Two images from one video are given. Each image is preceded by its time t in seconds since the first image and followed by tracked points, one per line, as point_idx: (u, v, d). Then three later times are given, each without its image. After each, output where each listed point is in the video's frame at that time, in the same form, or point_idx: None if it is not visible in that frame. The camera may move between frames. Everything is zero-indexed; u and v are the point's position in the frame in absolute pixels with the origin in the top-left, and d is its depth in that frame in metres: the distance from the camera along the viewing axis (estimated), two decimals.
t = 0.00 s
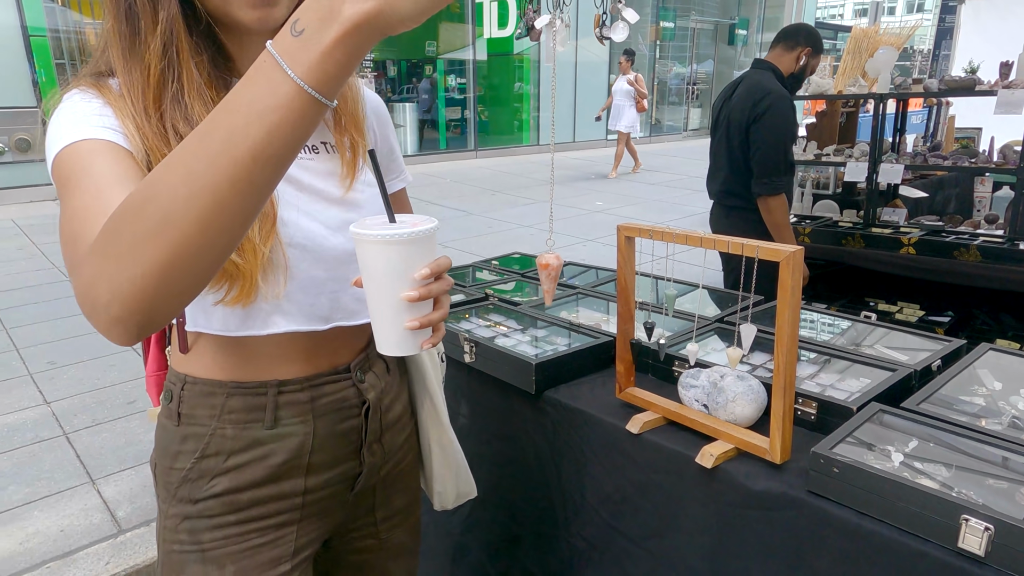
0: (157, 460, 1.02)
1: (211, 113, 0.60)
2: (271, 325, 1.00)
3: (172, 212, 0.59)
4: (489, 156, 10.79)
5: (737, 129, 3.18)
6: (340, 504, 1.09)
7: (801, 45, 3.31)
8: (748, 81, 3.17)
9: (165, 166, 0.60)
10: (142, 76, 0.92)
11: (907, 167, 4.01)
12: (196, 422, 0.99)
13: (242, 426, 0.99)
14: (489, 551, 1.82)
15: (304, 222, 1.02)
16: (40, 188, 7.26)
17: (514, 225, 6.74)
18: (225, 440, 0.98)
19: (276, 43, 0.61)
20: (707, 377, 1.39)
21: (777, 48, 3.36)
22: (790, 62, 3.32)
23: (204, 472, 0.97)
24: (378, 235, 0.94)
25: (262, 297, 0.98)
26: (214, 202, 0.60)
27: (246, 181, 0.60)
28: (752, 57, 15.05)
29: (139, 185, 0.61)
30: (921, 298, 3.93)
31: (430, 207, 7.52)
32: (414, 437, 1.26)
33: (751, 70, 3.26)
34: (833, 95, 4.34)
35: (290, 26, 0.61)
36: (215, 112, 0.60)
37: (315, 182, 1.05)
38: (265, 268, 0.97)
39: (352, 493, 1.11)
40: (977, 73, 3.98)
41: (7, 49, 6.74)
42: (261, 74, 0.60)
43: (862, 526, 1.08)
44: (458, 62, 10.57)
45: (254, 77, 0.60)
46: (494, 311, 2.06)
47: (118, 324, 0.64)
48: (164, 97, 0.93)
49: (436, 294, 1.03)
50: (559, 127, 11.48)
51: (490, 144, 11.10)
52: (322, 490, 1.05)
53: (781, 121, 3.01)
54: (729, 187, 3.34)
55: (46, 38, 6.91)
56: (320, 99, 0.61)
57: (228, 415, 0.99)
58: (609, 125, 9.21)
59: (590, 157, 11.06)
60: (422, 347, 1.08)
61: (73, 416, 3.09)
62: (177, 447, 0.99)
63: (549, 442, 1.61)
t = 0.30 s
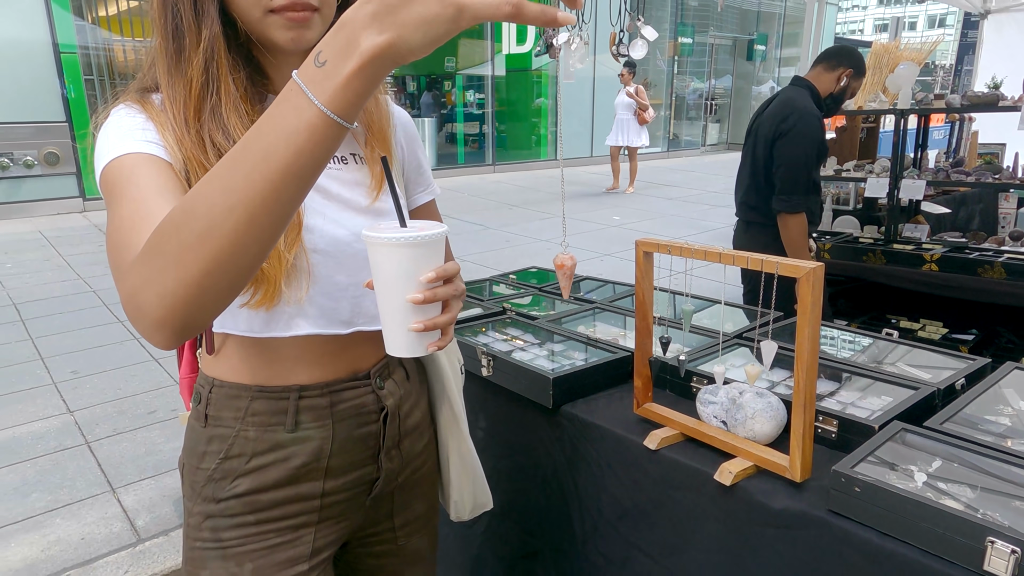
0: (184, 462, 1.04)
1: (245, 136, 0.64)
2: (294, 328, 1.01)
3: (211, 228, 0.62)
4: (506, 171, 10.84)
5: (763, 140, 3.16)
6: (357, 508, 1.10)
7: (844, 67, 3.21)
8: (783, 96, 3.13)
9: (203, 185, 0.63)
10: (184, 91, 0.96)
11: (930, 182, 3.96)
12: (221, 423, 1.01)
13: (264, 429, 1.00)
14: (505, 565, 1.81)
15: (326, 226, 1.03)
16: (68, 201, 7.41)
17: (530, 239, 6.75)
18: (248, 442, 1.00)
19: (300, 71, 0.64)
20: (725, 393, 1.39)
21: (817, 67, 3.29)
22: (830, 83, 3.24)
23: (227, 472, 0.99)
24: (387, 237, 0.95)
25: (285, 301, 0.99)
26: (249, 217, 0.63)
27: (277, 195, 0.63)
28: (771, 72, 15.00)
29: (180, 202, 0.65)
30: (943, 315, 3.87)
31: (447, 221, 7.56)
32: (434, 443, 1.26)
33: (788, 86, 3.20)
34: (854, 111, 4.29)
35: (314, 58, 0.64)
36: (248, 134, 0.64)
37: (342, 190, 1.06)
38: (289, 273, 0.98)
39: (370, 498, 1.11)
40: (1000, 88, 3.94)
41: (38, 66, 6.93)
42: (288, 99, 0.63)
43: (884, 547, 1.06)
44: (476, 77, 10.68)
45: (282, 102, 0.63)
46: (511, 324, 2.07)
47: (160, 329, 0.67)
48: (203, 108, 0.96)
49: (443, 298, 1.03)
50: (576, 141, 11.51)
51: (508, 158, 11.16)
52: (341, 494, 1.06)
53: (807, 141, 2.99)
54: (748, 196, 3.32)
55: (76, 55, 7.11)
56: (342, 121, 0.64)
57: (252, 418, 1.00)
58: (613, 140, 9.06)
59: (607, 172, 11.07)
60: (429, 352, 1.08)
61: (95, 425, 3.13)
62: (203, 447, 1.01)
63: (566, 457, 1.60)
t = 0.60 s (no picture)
0: (177, 479, 1.05)
1: (252, 163, 0.66)
2: (294, 343, 1.02)
3: (215, 254, 0.64)
4: (523, 189, 10.90)
5: (812, 156, 2.99)
6: (353, 534, 1.10)
7: (898, 92, 3.18)
8: (836, 113, 2.97)
9: (209, 211, 0.65)
10: (191, 105, 0.98)
11: (951, 203, 3.93)
12: (217, 440, 1.02)
13: (259, 448, 1.01)
14: None
15: (329, 243, 1.03)
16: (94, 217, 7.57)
17: (547, 257, 6.76)
18: (241, 461, 1.01)
19: (311, 100, 0.67)
20: (744, 415, 1.38)
21: (874, 91, 3.24)
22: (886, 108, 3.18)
23: (219, 492, 1.00)
24: (400, 247, 0.97)
25: (286, 316, 1.00)
26: (253, 243, 0.65)
27: (281, 223, 0.65)
28: (788, 90, 14.97)
29: (187, 227, 0.66)
30: (967, 338, 3.81)
31: (464, 238, 7.60)
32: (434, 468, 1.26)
33: (842, 105, 3.07)
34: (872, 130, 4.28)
35: (324, 87, 0.66)
36: (257, 160, 0.66)
37: (349, 205, 1.08)
38: (291, 288, 0.99)
39: (366, 523, 1.11)
40: (1023, 107, 3.91)
41: (68, 86, 7.12)
42: (297, 128, 0.66)
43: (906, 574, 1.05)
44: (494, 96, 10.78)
45: (291, 129, 0.66)
46: (529, 343, 2.08)
47: (163, 350, 0.68)
48: (209, 122, 0.97)
49: (452, 311, 1.04)
50: (593, 160, 11.55)
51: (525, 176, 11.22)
52: (334, 519, 1.06)
53: (857, 156, 2.81)
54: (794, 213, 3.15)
55: (105, 75, 7.29)
56: (350, 149, 0.66)
57: (248, 436, 1.01)
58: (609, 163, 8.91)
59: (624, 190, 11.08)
60: (434, 365, 1.08)
61: (117, 439, 3.17)
62: (196, 464, 1.02)
63: (584, 477, 1.60)
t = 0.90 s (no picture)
0: (181, 508, 1.08)
1: (262, 198, 0.67)
2: (300, 372, 1.04)
3: (223, 287, 0.65)
4: (538, 207, 10.96)
5: (864, 173, 2.75)
6: (355, 567, 1.10)
7: (950, 115, 3.19)
8: (887, 127, 2.76)
9: (218, 245, 0.66)
10: (205, 132, 1.01)
11: (970, 224, 3.91)
12: (221, 472, 1.04)
13: (264, 480, 1.04)
14: None
15: (335, 272, 1.06)
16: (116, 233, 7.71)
17: (562, 275, 6.78)
18: (245, 493, 1.03)
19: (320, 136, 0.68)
20: (761, 441, 1.39)
21: (925, 112, 3.23)
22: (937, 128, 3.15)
23: (222, 524, 1.02)
24: (414, 278, 1.00)
25: (292, 345, 1.02)
26: (261, 278, 0.66)
27: (289, 258, 0.66)
28: (804, 109, 14.96)
29: (196, 260, 0.67)
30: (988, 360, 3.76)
31: (480, 256, 7.64)
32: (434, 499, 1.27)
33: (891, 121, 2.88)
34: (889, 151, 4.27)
35: (333, 124, 0.68)
36: (265, 196, 0.67)
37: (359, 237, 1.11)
38: (299, 317, 1.01)
39: (369, 556, 1.12)
40: None
41: (95, 105, 7.29)
42: (306, 164, 0.67)
43: None
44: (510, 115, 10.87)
45: (300, 166, 0.67)
46: (545, 365, 2.10)
47: (169, 383, 0.69)
48: (223, 149, 1.00)
49: (461, 340, 1.07)
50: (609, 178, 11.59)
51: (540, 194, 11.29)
52: (337, 551, 1.08)
53: (919, 170, 2.58)
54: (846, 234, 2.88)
55: (130, 95, 7.45)
56: (358, 186, 0.68)
57: (252, 467, 1.04)
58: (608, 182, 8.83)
59: (639, 208, 11.10)
60: (441, 393, 1.10)
61: (137, 454, 3.22)
62: (200, 495, 1.05)
63: (601, 499, 1.61)
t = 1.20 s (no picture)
0: (192, 533, 1.09)
1: (286, 231, 0.69)
2: (316, 395, 1.05)
3: (247, 319, 0.67)
4: (551, 222, 10.99)
5: (919, 194, 2.69)
6: None
7: (991, 139, 3.21)
8: (939, 149, 2.71)
9: (242, 277, 0.68)
10: (222, 158, 1.03)
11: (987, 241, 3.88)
12: (233, 496, 1.06)
13: (277, 504, 1.05)
14: None
15: (351, 294, 1.08)
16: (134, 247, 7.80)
17: (575, 291, 6.78)
18: (258, 517, 1.04)
19: (344, 171, 0.70)
20: (774, 460, 1.38)
21: (968, 133, 3.23)
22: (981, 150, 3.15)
23: (235, 549, 1.04)
24: (427, 301, 1.02)
25: (309, 368, 1.04)
26: (284, 310, 0.68)
27: (313, 289, 0.68)
28: (819, 124, 14.92)
29: (219, 291, 0.69)
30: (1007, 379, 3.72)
31: (492, 271, 7.67)
32: (444, 521, 1.28)
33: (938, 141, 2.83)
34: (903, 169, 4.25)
35: (359, 158, 0.70)
36: (289, 230, 0.69)
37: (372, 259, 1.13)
38: (314, 340, 1.03)
39: None
40: None
41: (115, 122, 7.43)
42: (331, 199, 0.69)
43: None
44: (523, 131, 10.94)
45: (326, 200, 0.69)
46: (558, 382, 2.11)
47: (194, 411, 0.71)
48: (240, 174, 1.03)
49: (476, 363, 1.09)
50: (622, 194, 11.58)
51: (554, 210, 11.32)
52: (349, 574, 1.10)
53: (979, 200, 2.54)
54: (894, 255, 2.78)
55: (150, 112, 7.59)
56: (382, 220, 0.70)
57: (265, 492, 1.05)
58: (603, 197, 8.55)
59: (653, 224, 11.09)
60: (457, 416, 1.12)
61: (153, 466, 3.25)
62: (212, 519, 1.06)
63: (613, 517, 1.62)
